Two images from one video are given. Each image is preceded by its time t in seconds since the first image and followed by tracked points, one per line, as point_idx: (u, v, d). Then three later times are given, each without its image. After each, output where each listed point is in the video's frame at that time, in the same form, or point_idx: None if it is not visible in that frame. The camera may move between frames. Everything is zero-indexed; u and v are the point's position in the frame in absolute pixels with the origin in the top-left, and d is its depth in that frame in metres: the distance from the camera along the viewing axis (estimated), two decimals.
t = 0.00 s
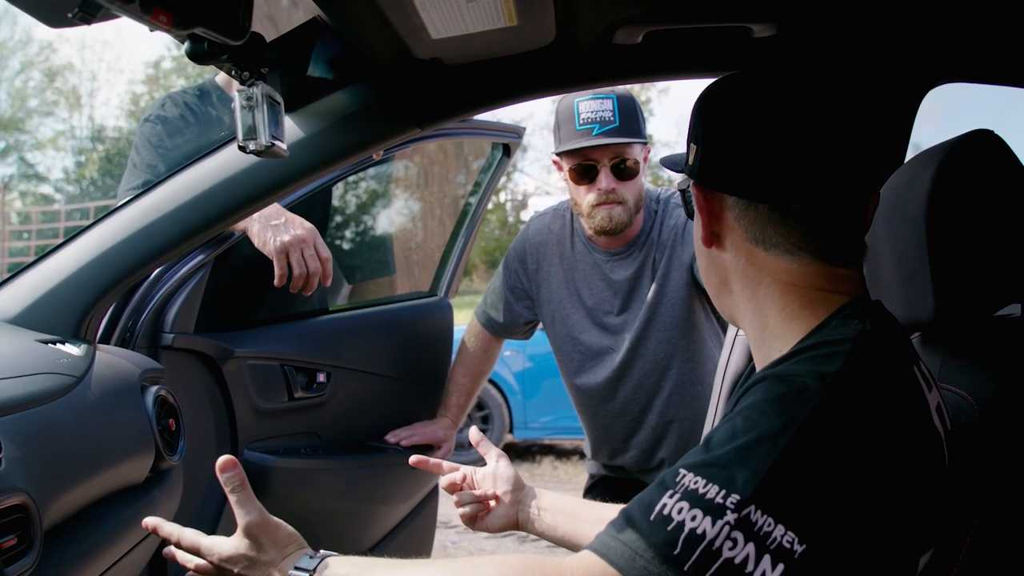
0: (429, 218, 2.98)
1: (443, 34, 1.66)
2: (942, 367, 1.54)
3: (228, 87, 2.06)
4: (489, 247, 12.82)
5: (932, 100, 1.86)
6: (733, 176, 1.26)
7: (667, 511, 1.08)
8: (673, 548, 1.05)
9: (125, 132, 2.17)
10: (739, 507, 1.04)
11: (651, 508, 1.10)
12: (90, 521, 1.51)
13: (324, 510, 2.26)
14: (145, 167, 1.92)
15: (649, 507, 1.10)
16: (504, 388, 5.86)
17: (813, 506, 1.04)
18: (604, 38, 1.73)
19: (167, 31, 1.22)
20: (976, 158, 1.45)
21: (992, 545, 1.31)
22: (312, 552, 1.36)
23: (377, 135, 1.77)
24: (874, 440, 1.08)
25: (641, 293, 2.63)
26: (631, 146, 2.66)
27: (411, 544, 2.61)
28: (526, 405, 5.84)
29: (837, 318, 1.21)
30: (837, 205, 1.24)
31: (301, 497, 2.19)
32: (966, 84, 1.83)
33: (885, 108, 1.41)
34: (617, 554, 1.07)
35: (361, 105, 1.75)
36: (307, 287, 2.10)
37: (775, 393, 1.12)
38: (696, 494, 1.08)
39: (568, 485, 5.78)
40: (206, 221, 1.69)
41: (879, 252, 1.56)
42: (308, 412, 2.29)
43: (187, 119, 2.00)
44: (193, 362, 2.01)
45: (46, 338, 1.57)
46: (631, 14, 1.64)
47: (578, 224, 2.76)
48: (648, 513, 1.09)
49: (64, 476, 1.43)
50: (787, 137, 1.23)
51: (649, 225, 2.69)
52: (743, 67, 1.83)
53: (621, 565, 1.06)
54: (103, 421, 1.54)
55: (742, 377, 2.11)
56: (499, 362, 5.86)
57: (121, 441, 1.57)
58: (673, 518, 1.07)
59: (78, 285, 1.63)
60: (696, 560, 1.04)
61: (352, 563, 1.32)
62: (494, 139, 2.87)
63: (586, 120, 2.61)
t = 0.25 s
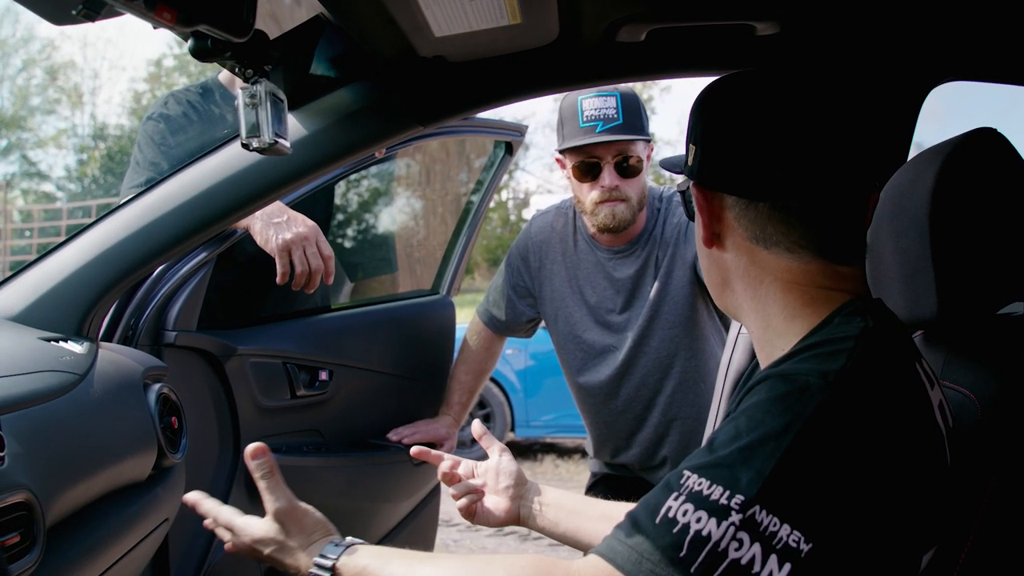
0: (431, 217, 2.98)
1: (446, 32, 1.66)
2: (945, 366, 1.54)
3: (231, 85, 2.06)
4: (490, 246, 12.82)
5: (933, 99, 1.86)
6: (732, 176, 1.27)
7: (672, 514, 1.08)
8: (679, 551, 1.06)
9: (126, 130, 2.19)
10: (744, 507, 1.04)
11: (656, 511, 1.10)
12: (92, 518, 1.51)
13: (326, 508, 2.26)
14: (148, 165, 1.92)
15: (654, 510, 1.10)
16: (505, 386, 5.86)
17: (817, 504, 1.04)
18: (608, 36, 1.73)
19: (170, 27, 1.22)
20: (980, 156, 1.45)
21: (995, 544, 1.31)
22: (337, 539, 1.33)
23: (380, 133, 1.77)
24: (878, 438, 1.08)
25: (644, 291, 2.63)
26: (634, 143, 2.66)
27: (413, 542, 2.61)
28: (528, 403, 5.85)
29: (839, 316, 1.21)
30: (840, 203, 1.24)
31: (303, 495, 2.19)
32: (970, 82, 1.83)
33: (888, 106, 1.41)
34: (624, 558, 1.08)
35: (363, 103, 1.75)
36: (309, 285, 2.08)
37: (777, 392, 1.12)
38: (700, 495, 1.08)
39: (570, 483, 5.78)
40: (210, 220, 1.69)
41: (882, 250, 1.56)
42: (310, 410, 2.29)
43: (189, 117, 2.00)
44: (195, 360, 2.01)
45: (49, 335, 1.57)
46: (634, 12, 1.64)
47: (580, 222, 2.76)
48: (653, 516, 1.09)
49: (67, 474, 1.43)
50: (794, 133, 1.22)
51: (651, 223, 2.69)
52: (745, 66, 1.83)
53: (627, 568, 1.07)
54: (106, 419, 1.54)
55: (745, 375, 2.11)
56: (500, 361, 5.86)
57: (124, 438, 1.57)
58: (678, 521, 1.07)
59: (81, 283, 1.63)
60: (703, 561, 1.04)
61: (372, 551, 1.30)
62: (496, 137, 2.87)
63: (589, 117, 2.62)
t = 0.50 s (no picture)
0: (431, 216, 2.98)
1: (446, 31, 1.66)
2: (944, 367, 1.54)
3: (231, 84, 2.06)
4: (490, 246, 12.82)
5: (933, 99, 1.87)
6: (729, 174, 1.26)
7: (669, 516, 1.09)
8: (676, 552, 1.06)
9: (126, 131, 2.27)
10: (740, 509, 1.05)
11: (654, 513, 1.11)
12: (92, 516, 1.51)
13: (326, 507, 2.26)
14: (147, 164, 1.92)
15: (653, 513, 1.11)
16: (505, 386, 5.86)
17: (814, 505, 1.04)
18: (608, 36, 1.73)
19: (170, 27, 1.23)
20: (980, 156, 1.45)
21: (994, 544, 1.31)
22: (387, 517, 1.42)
23: (381, 132, 1.77)
24: (879, 438, 1.08)
25: (643, 291, 2.63)
26: (635, 145, 2.65)
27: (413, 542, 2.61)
28: (528, 403, 5.84)
29: (837, 317, 1.21)
30: (840, 204, 1.24)
31: (302, 494, 2.19)
32: (971, 83, 1.83)
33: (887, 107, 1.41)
34: (622, 560, 1.09)
35: (363, 103, 1.75)
36: (310, 284, 2.09)
37: (775, 395, 1.12)
38: (697, 498, 1.09)
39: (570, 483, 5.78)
40: (209, 219, 1.68)
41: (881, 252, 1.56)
42: (310, 409, 2.29)
43: (189, 117, 2.01)
44: (195, 360, 2.00)
45: (49, 334, 1.57)
46: (634, 12, 1.64)
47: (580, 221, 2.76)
48: (651, 519, 1.11)
49: (66, 472, 1.42)
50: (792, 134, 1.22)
51: (651, 224, 2.69)
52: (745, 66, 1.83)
53: (624, 570, 1.07)
54: (105, 418, 1.54)
55: (744, 375, 2.11)
56: (500, 361, 5.86)
57: (123, 438, 1.57)
58: (676, 522, 1.08)
59: (79, 282, 1.63)
60: (699, 563, 1.05)
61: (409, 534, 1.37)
62: (497, 136, 2.87)
63: (590, 118, 2.62)
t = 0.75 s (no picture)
0: (431, 214, 2.98)
1: (446, 28, 1.66)
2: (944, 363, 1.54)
3: (231, 82, 2.10)
4: (490, 244, 12.82)
5: (933, 96, 1.86)
6: (721, 174, 1.27)
7: (678, 519, 1.09)
8: (687, 557, 1.07)
9: (127, 129, 2.22)
10: (749, 512, 1.06)
11: (663, 517, 1.11)
12: (93, 514, 1.52)
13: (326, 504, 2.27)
14: (147, 162, 1.92)
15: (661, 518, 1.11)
16: (505, 384, 5.86)
17: (814, 500, 1.05)
18: (607, 33, 1.73)
19: (170, 23, 1.23)
20: (979, 153, 1.45)
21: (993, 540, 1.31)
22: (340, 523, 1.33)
23: (382, 129, 1.77)
24: (882, 435, 1.08)
25: (644, 287, 2.62)
26: (635, 138, 2.66)
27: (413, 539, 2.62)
28: (528, 401, 5.85)
29: (846, 311, 1.23)
30: (840, 200, 1.24)
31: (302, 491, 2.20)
32: (970, 79, 1.83)
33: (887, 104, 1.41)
34: (632, 564, 1.09)
35: (363, 100, 1.75)
36: (310, 281, 2.09)
37: (781, 396, 1.12)
38: (706, 500, 1.09)
39: (569, 481, 5.78)
40: (210, 217, 1.68)
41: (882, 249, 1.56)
42: (310, 406, 2.29)
43: (189, 114, 2.01)
44: (193, 357, 1.99)
45: (49, 332, 1.57)
46: (633, 9, 1.64)
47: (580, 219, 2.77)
48: (660, 522, 1.10)
49: (66, 470, 1.43)
50: (793, 129, 1.22)
51: (651, 221, 2.71)
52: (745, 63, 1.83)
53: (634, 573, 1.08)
54: (105, 415, 1.54)
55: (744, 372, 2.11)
56: (500, 358, 5.87)
57: (124, 435, 1.57)
58: (686, 527, 1.08)
59: (79, 279, 1.63)
60: (710, 565, 1.06)
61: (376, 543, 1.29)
62: (496, 134, 2.87)
63: (590, 112, 2.62)
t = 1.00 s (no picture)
0: (431, 212, 2.98)
1: (445, 26, 1.66)
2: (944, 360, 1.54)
3: (230, 80, 2.09)
4: (490, 242, 12.82)
5: (932, 93, 1.84)
6: (728, 165, 1.26)
7: (701, 539, 1.06)
8: None
9: (125, 128, 2.27)
10: (773, 525, 1.03)
11: (684, 538, 1.08)
12: (93, 512, 1.52)
13: (326, 502, 2.27)
14: (146, 160, 1.92)
15: (682, 537, 1.08)
16: (505, 381, 5.87)
17: (815, 499, 1.04)
18: (606, 30, 1.73)
19: (168, 21, 1.23)
20: (979, 149, 1.45)
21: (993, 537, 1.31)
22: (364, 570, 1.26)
23: (380, 126, 1.77)
24: (891, 433, 1.08)
25: (643, 284, 2.62)
26: (633, 137, 2.66)
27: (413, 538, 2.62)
28: (528, 398, 5.85)
29: (843, 309, 1.23)
30: (840, 196, 1.24)
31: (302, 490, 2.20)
32: (970, 77, 1.83)
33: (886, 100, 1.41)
34: None
35: (361, 98, 1.75)
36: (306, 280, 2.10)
37: (791, 404, 1.10)
38: (726, 517, 1.06)
39: (569, 478, 5.79)
40: (209, 214, 1.68)
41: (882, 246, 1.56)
42: (310, 404, 2.29)
43: (188, 112, 2.01)
44: (192, 354, 1.99)
45: (48, 330, 1.57)
46: (632, 6, 1.64)
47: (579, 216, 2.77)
48: (682, 543, 1.07)
49: (65, 469, 1.42)
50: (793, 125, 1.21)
51: (651, 217, 2.69)
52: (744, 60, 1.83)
53: None
54: (104, 414, 1.54)
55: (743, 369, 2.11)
56: (500, 356, 5.87)
57: (123, 434, 1.57)
58: (709, 545, 1.05)
59: (78, 279, 1.63)
60: None
61: None
62: (495, 131, 2.88)
63: (588, 111, 2.62)
